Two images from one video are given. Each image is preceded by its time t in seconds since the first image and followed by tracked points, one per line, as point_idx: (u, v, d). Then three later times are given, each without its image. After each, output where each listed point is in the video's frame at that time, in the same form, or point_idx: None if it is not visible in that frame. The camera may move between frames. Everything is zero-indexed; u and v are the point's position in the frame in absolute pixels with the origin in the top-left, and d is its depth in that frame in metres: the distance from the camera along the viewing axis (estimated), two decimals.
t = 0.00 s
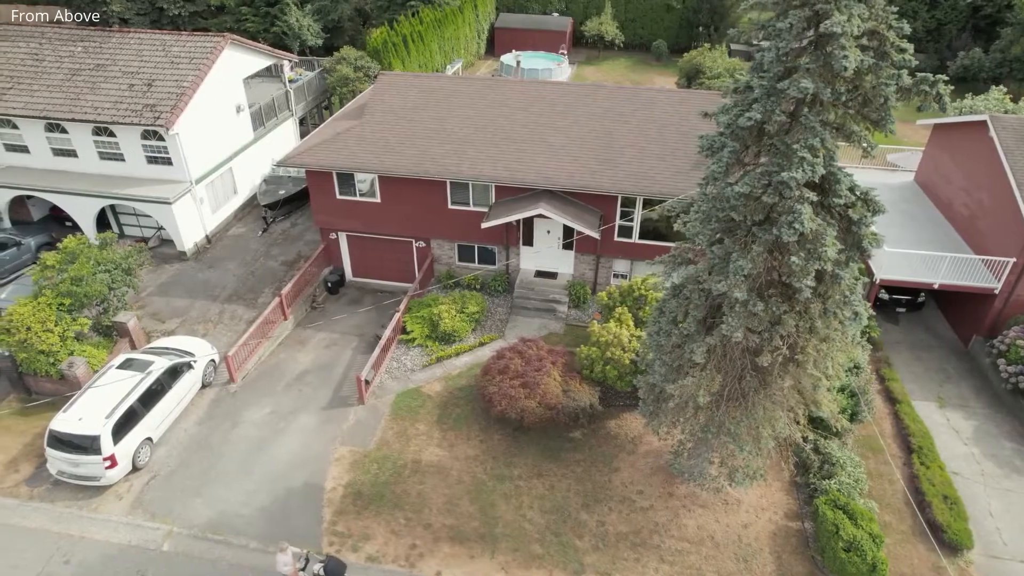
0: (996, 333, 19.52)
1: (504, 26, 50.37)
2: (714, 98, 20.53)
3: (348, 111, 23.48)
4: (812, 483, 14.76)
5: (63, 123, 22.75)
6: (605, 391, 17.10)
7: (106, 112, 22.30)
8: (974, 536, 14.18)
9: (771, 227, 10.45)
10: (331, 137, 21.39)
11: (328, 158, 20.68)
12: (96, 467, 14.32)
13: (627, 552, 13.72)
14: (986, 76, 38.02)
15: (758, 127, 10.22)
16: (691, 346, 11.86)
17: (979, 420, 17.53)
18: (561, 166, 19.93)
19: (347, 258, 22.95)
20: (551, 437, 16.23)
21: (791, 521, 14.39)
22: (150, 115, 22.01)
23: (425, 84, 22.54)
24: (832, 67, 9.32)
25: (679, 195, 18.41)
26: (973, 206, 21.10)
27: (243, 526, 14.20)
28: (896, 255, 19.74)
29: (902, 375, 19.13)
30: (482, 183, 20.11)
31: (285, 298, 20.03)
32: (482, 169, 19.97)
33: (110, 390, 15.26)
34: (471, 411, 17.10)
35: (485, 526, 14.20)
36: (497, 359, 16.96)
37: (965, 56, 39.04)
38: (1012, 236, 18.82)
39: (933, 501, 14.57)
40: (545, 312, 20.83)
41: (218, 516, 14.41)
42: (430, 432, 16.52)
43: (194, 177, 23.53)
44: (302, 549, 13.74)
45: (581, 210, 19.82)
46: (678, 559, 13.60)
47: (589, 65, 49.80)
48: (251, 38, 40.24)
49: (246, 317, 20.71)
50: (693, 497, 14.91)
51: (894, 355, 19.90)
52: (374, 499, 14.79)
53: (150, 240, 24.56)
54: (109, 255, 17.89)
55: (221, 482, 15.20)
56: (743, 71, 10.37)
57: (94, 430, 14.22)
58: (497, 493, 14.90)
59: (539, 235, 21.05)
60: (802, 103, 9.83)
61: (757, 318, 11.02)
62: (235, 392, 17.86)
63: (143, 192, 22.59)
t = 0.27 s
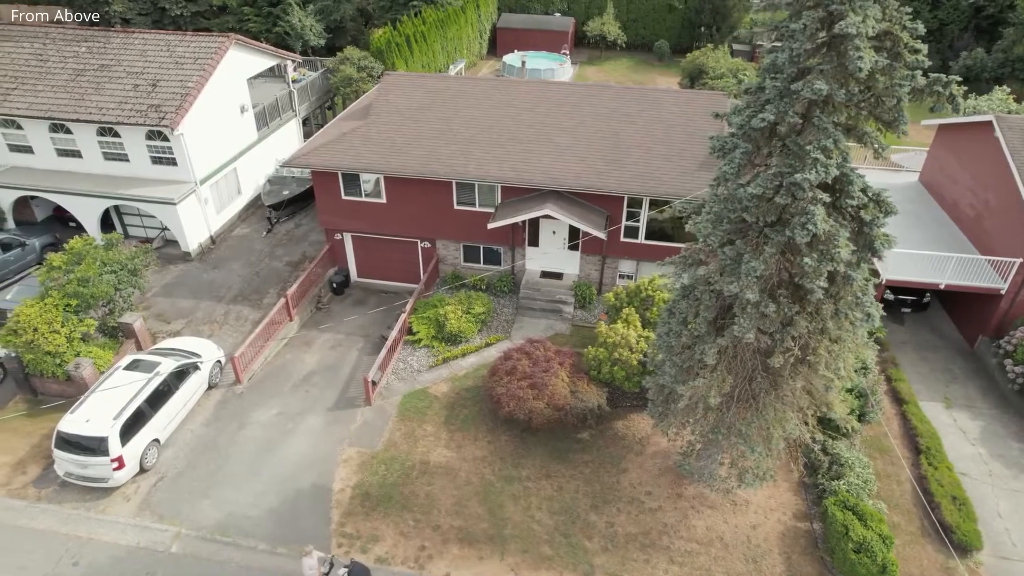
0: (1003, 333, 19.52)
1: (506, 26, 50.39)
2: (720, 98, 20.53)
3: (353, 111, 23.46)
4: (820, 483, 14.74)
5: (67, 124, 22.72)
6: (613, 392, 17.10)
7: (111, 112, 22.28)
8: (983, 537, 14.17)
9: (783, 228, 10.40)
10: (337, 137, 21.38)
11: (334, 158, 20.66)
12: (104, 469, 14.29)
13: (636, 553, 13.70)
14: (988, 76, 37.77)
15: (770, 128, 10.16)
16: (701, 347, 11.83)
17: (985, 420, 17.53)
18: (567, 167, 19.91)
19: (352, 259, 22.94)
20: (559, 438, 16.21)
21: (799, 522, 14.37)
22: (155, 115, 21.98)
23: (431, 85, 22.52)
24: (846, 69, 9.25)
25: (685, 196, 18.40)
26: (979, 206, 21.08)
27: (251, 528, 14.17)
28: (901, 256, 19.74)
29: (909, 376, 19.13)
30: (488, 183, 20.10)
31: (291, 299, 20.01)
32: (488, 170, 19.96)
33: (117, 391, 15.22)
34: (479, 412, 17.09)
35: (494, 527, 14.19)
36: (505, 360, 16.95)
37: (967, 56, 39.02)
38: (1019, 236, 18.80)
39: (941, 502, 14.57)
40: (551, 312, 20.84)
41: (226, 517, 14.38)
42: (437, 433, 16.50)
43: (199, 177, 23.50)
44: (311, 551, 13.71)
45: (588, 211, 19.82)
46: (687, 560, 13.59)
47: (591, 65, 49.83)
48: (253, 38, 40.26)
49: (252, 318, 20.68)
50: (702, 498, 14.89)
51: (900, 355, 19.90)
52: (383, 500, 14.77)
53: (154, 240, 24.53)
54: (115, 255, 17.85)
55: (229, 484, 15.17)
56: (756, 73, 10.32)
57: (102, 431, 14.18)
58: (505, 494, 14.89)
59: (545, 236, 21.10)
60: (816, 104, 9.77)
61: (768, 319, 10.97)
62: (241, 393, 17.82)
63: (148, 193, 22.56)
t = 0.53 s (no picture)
0: (1007, 333, 19.56)
1: (506, 26, 50.43)
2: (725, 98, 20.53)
3: (357, 111, 23.41)
4: (829, 483, 14.72)
5: (70, 124, 22.64)
6: (620, 393, 17.09)
7: (115, 113, 22.22)
8: (992, 536, 14.18)
9: (796, 229, 10.35)
10: (342, 138, 21.34)
11: (339, 159, 20.62)
12: (111, 471, 14.22)
13: (646, 554, 13.69)
14: (988, 76, 37.81)
15: (783, 129, 10.11)
16: (713, 348, 11.80)
17: (991, 420, 17.55)
18: (572, 167, 19.90)
19: (357, 260, 22.92)
20: (567, 438, 16.20)
21: (808, 522, 14.36)
22: (158, 116, 21.93)
23: (435, 85, 22.49)
24: (860, 69, 9.19)
25: (692, 196, 18.39)
26: (983, 206, 21.12)
27: (259, 530, 14.13)
28: (906, 255, 19.74)
29: (914, 376, 19.13)
30: (494, 184, 20.08)
31: (296, 300, 19.98)
32: (494, 170, 19.95)
33: (124, 393, 15.15)
34: (486, 413, 17.08)
35: (503, 528, 14.17)
36: (512, 361, 16.94)
37: (968, 56, 39.08)
38: None
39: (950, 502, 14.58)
40: (556, 313, 20.85)
41: (235, 519, 14.34)
42: (445, 434, 16.48)
43: (202, 178, 23.45)
44: (320, 553, 13.67)
45: (594, 211, 19.80)
46: (697, 560, 13.58)
47: (592, 65, 49.88)
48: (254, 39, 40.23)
49: (256, 319, 20.63)
50: (710, 498, 14.88)
51: (906, 355, 19.91)
52: (391, 501, 14.74)
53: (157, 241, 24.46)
54: (121, 257, 17.78)
55: (236, 486, 15.12)
56: (768, 73, 10.29)
57: (109, 433, 14.12)
58: (514, 495, 14.87)
59: (551, 237, 21.08)
60: (829, 104, 9.72)
61: (780, 320, 10.94)
62: (247, 395, 17.76)
63: (151, 194, 22.50)
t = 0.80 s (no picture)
0: (1009, 331, 19.65)
1: (505, 26, 50.52)
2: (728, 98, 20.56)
3: (358, 112, 23.37)
4: (835, 482, 14.74)
5: (70, 125, 22.52)
6: (625, 392, 17.10)
7: (116, 114, 22.11)
8: (998, 534, 14.22)
9: (807, 228, 10.34)
10: (344, 139, 21.27)
11: (342, 160, 20.57)
12: (117, 474, 14.11)
13: (654, 554, 13.69)
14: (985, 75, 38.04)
15: (795, 129, 10.11)
16: (722, 347, 11.80)
17: (995, 418, 17.60)
18: (577, 167, 19.91)
19: (359, 261, 22.89)
20: (573, 438, 16.20)
21: (815, 520, 14.36)
22: (160, 117, 21.83)
23: (438, 85, 22.45)
24: (872, 69, 9.18)
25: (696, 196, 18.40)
26: (984, 205, 21.20)
27: (266, 532, 14.05)
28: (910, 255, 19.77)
29: (917, 374, 19.18)
30: (497, 184, 20.07)
31: (299, 301, 19.91)
32: (497, 170, 19.94)
33: (128, 396, 15.05)
34: (491, 414, 17.07)
35: (511, 529, 14.15)
36: (517, 362, 16.93)
37: (965, 56, 39.28)
38: None
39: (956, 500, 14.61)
40: (560, 313, 20.88)
41: (241, 522, 14.25)
42: (451, 435, 16.46)
43: (203, 179, 23.35)
44: (328, 555, 13.61)
45: (598, 211, 19.81)
46: (705, 560, 13.58)
47: (590, 65, 49.98)
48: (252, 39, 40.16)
49: (259, 320, 20.56)
50: (718, 497, 14.88)
51: (909, 354, 19.97)
52: (399, 503, 14.71)
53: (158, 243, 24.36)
54: (124, 259, 17.67)
55: (242, 488, 15.04)
56: (778, 73, 10.30)
57: (115, 436, 14.03)
58: (521, 496, 14.85)
59: (554, 237, 21.00)
60: (840, 104, 9.72)
61: (791, 319, 10.93)
62: (252, 397, 17.68)
63: (153, 195, 22.39)
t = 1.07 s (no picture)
0: (1002, 326, 19.88)
1: (496, 26, 50.60)
2: (724, 97, 20.66)
3: (353, 113, 23.27)
4: (836, 478, 14.83)
5: (61, 128, 22.25)
6: (626, 391, 17.14)
7: (107, 116, 21.89)
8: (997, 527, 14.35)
9: (811, 226, 10.38)
10: (340, 140, 21.16)
11: (338, 161, 20.46)
12: (116, 481, 13.94)
13: (658, 552, 13.71)
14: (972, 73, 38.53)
15: (797, 129, 10.17)
16: (726, 346, 11.84)
17: (990, 412, 17.79)
18: (574, 167, 19.94)
19: (355, 262, 22.80)
20: (575, 438, 16.20)
21: (817, 516, 14.43)
22: (152, 119, 21.63)
23: (433, 86, 22.37)
24: (876, 68, 9.24)
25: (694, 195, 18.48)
26: (977, 201, 21.39)
27: (267, 538, 13.94)
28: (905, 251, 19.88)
29: (913, 370, 19.35)
30: (495, 185, 20.07)
31: (296, 304, 19.79)
32: (494, 170, 19.94)
33: (126, 402, 14.86)
34: (492, 414, 17.04)
35: (515, 530, 14.13)
36: (518, 362, 16.93)
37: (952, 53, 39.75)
38: (1018, 229, 19.09)
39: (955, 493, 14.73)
40: (558, 313, 20.90)
41: (242, 528, 14.12)
42: (452, 436, 16.41)
43: (197, 182, 23.16)
44: (331, 559, 13.52)
45: (596, 211, 19.84)
46: (709, 557, 13.62)
47: (581, 65, 50.12)
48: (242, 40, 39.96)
49: (256, 324, 20.40)
50: (720, 494, 14.93)
51: (904, 349, 20.14)
52: (402, 505, 14.65)
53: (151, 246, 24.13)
54: (118, 263, 17.48)
55: (243, 493, 14.91)
56: (780, 73, 10.35)
57: (113, 443, 13.85)
58: (524, 497, 14.83)
59: (551, 237, 21.02)
60: (842, 103, 9.78)
61: (795, 317, 10.98)
62: (250, 401, 17.54)
63: (145, 198, 22.16)
